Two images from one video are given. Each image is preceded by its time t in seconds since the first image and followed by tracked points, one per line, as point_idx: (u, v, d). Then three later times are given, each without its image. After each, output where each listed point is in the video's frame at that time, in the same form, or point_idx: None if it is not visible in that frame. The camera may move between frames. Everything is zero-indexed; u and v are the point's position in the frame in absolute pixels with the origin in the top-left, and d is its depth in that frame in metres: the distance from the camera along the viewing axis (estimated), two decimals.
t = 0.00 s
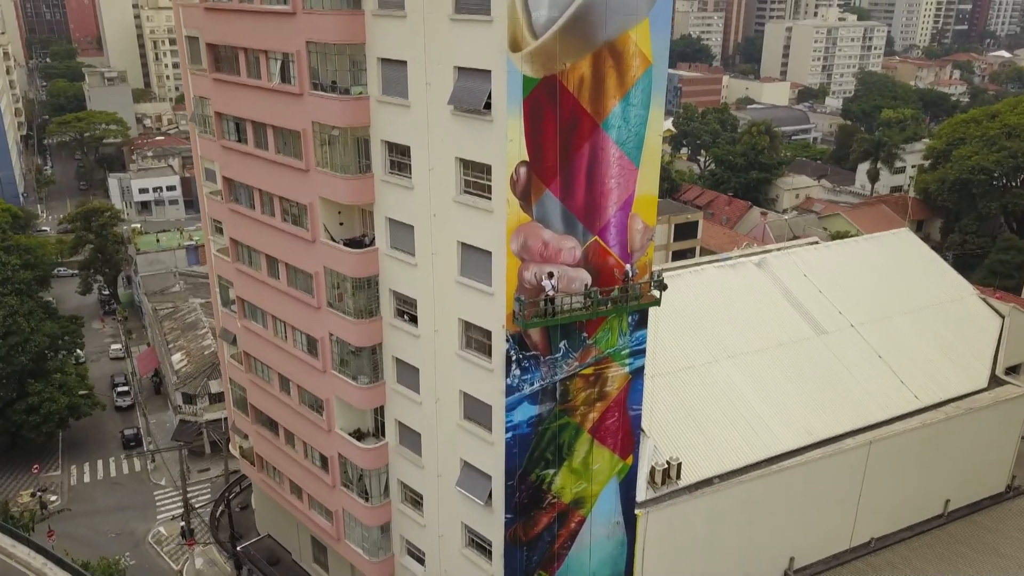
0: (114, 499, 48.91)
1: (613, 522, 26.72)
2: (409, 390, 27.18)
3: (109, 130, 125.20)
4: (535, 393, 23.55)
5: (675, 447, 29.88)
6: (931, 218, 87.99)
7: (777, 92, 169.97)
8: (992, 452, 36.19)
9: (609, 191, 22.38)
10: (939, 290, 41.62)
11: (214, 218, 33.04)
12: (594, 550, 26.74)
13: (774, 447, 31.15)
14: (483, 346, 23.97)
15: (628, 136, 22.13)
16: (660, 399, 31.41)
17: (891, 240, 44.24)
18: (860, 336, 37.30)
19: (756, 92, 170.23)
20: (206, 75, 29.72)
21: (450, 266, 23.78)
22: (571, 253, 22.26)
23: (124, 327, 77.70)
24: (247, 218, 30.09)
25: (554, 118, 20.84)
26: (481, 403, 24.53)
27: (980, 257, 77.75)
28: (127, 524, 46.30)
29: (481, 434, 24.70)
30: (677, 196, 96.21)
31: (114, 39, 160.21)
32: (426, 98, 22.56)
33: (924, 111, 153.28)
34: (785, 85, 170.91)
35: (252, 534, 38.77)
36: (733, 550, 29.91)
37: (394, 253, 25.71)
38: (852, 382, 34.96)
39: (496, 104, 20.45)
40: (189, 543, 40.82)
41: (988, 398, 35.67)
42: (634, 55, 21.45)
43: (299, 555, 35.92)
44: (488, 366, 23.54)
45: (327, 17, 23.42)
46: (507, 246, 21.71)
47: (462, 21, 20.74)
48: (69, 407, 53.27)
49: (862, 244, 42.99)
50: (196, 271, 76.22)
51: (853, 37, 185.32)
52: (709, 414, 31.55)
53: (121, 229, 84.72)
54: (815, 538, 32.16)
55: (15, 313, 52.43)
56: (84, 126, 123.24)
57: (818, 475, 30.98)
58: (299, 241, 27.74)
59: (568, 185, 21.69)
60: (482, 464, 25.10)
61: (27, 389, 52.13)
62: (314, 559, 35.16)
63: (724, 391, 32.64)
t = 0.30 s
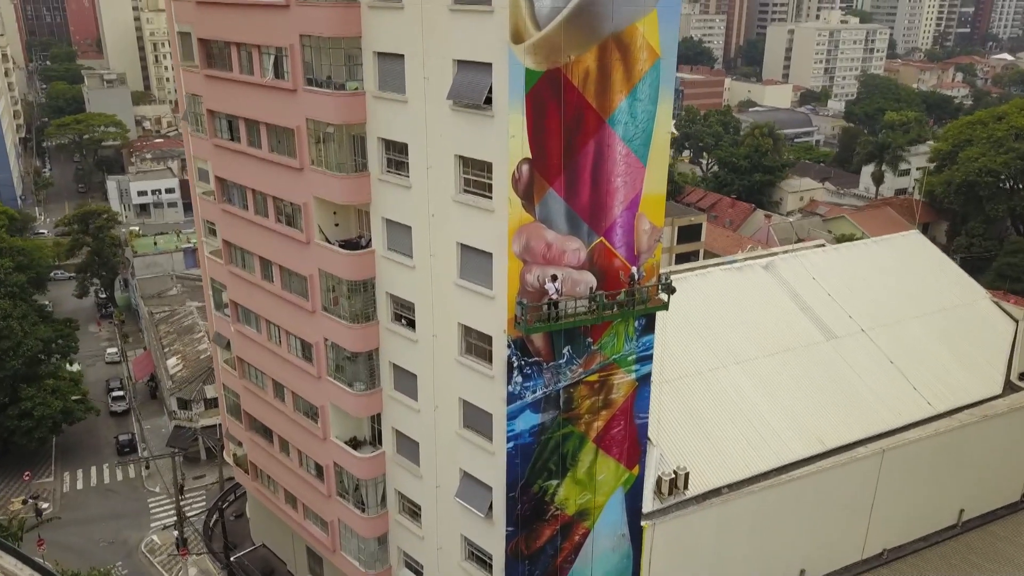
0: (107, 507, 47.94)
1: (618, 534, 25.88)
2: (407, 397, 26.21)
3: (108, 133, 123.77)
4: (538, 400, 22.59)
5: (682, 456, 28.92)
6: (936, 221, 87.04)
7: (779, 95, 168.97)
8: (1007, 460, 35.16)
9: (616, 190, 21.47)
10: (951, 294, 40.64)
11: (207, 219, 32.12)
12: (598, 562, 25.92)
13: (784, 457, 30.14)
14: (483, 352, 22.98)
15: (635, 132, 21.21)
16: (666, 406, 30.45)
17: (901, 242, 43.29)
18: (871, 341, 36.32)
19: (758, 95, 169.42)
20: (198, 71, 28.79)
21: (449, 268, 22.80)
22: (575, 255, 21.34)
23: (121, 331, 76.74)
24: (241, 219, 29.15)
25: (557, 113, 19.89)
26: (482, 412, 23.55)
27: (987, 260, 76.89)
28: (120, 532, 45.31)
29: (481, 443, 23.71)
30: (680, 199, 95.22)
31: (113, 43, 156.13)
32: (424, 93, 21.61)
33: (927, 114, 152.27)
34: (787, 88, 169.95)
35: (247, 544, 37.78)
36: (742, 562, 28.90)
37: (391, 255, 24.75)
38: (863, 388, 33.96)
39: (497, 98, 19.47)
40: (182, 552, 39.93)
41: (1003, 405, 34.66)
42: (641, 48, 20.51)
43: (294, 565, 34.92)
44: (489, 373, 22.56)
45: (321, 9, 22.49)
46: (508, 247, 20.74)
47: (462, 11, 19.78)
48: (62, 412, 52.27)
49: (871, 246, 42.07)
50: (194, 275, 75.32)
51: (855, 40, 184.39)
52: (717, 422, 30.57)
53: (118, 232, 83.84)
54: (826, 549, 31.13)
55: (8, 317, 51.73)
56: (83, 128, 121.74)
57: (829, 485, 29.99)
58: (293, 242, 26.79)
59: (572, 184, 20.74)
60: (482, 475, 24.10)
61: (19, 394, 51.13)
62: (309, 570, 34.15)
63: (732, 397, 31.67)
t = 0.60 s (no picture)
0: (101, 513, 47.01)
1: (623, 545, 25.03)
2: (404, 403, 25.31)
3: (107, 135, 122.66)
4: (540, 407, 21.67)
5: (689, 464, 27.99)
6: (941, 223, 86.15)
7: (781, 98, 168.09)
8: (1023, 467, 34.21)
9: (621, 188, 20.61)
10: (962, 297, 39.70)
11: (200, 220, 31.25)
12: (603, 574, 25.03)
13: (794, 464, 29.19)
14: (483, 356, 22.07)
15: (642, 127, 20.36)
16: (673, 412, 29.51)
17: (910, 244, 42.40)
18: (882, 345, 35.39)
19: (760, 98, 168.60)
20: (190, 67, 27.92)
21: (448, 270, 21.91)
22: (579, 255, 20.47)
23: (117, 334, 75.81)
24: (234, 219, 28.28)
25: (561, 107, 19.00)
26: (482, 419, 22.64)
27: (994, 263, 75.97)
28: (113, 540, 44.35)
29: (481, 451, 22.79)
30: (683, 201, 94.26)
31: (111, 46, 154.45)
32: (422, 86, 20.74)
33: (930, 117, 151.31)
34: (789, 91, 169.09)
35: (241, 553, 36.84)
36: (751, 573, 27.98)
37: (388, 256, 23.87)
38: (875, 393, 33.01)
39: (498, 91, 18.57)
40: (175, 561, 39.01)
41: (1018, 411, 33.73)
42: (648, 39, 19.66)
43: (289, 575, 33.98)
44: (490, 378, 21.65)
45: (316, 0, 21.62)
46: (510, 247, 19.82)
47: None
48: (56, 416, 51.32)
49: (879, 248, 41.19)
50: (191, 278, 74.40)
51: (857, 43, 183.53)
52: (724, 428, 29.62)
53: (115, 235, 82.94)
54: (838, 559, 30.20)
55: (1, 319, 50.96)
56: (82, 131, 120.63)
57: (840, 493, 29.07)
58: (287, 242, 25.91)
59: (576, 181, 19.86)
60: (482, 484, 23.15)
61: (12, 398, 50.22)
62: None
63: (740, 403, 30.75)
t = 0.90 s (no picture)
0: (95, 519, 46.19)
1: (628, 554, 24.27)
2: (403, 407, 24.48)
3: (106, 138, 121.78)
4: (543, 411, 20.83)
5: (697, 471, 27.16)
6: (946, 226, 85.37)
7: (782, 101, 167.35)
8: None
9: (628, 183, 19.83)
10: (973, 298, 38.88)
11: (194, 219, 30.44)
12: None
13: (804, 470, 28.33)
14: (484, 359, 21.27)
15: (650, 120, 19.60)
16: (679, 418, 28.68)
17: (919, 245, 41.61)
18: (892, 348, 34.57)
19: (762, 101, 167.94)
20: (183, 62, 27.17)
21: (448, 269, 21.10)
22: (585, 254, 19.68)
23: (114, 337, 75.00)
24: (228, 218, 27.51)
25: (566, 99, 18.22)
26: (483, 424, 21.81)
27: (1000, 267, 75.10)
28: (106, 547, 43.51)
29: (482, 457, 21.96)
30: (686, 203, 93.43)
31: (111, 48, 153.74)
32: (421, 78, 19.95)
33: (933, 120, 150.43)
34: (791, 94, 168.39)
35: (237, 560, 36.03)
36: None
37: (386, 255, 23.08)
38: (886, 397, 32.18)
39: (500, 81, 17.77)
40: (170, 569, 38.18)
41: None
42: (657, 28, 18.90)
43: None
44: (491, 382, 20.83)
45: None
46: (513, 245, 18.99)
47: None
48: (50, 420, 50.47)
49: (888, 249, 40.40)
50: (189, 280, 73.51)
51: (859, 46, 182.74)
52: (733, 434, 28.77)
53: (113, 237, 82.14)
54: (849, 568, 29.35)
55: None
56: (81, 133, 119.79)
57: (852, 500, 28.25)
58: (282, 241, 25.13)
59: (582, 176, 19.08)
60: (483, 491, 22.32)
61: (5, 402, 49.46)
62: None
63: (748, 407, 29.90)
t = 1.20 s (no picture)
0: (90, 524, 45.48)
1: (635, 561, 23.53)
2: (402, 410, 23.76)
3: (105, 139, 121.04)
4: (547, 413, 20.09)
5: (705, 475, 26.43)
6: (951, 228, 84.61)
7: (784, 103, 166.62)
8: None
9: (636, 177, 19.16)
10: (983, 299, 38.13)
11: (189, 217, 29.75)
12: None
13: (815, 474, 27.56)
14: (486, 358, 20.55)
15: (657, 111, 18.92)
16: (686, 421, 27.95)
17: (927, 245, 40.91)
18: (902, 349, 33.82)
19: (764, 103, 167.24)
20: (177, 55, 26.50)
21: (449, 265, 20.38)
22: (590, 250, 19.01)
23: (112, 340, 74.31)
24: (223, 215, 26.84)
25: (571, 88, 17.54)
26: (485, 427, 21.08)
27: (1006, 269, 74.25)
28: (100, 552, 42.77)
29: (484, 461, 21.21)
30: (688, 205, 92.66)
31: (111, 50, 153.18)
32: (421, 68, 19.27)
33: (936, 122, 149.53)
34: (793, 96, 167.66)
35: (233, 566, 35.31)
36: None
37: (385, 252, 22.37)
38: (897, 399, 31.43)
39: (503, 69, 17.06)
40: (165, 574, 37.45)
41: None
42: (666, 16, 18.24)
43: None
44: (493, 383, 20.11)
45: None
46: (516, 240, 18.27)
47: None
48: (45, 423, 49.75)
49: (896, 249, 39.69)
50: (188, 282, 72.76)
51: (861, 49, 181.98)
52: (741, 437, 28.02)
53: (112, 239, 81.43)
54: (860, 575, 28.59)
55: None
56: (80, 135, 119.08)
57: (863, 505, 27.54)
58: (279, 238, 24.44)
59: (588, 170, 18.40)
60: (485, 496, 21.57)
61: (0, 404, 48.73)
62: None
63: (756, 410, 29.17)
